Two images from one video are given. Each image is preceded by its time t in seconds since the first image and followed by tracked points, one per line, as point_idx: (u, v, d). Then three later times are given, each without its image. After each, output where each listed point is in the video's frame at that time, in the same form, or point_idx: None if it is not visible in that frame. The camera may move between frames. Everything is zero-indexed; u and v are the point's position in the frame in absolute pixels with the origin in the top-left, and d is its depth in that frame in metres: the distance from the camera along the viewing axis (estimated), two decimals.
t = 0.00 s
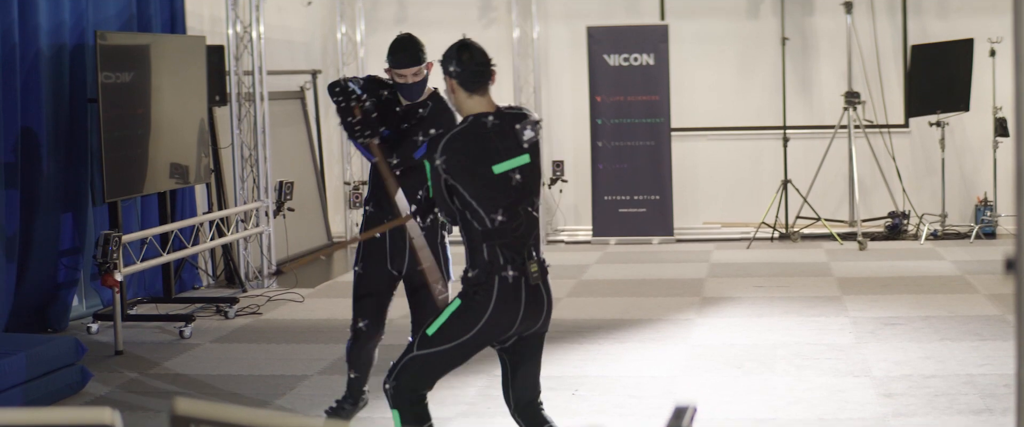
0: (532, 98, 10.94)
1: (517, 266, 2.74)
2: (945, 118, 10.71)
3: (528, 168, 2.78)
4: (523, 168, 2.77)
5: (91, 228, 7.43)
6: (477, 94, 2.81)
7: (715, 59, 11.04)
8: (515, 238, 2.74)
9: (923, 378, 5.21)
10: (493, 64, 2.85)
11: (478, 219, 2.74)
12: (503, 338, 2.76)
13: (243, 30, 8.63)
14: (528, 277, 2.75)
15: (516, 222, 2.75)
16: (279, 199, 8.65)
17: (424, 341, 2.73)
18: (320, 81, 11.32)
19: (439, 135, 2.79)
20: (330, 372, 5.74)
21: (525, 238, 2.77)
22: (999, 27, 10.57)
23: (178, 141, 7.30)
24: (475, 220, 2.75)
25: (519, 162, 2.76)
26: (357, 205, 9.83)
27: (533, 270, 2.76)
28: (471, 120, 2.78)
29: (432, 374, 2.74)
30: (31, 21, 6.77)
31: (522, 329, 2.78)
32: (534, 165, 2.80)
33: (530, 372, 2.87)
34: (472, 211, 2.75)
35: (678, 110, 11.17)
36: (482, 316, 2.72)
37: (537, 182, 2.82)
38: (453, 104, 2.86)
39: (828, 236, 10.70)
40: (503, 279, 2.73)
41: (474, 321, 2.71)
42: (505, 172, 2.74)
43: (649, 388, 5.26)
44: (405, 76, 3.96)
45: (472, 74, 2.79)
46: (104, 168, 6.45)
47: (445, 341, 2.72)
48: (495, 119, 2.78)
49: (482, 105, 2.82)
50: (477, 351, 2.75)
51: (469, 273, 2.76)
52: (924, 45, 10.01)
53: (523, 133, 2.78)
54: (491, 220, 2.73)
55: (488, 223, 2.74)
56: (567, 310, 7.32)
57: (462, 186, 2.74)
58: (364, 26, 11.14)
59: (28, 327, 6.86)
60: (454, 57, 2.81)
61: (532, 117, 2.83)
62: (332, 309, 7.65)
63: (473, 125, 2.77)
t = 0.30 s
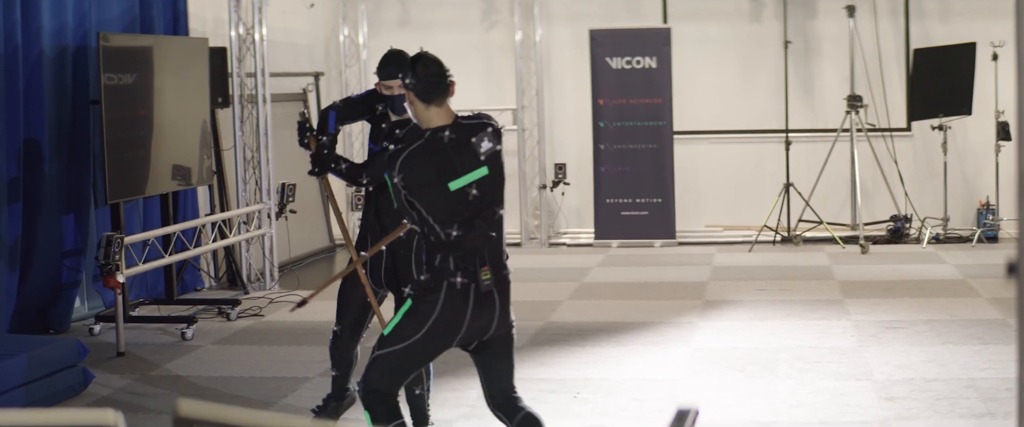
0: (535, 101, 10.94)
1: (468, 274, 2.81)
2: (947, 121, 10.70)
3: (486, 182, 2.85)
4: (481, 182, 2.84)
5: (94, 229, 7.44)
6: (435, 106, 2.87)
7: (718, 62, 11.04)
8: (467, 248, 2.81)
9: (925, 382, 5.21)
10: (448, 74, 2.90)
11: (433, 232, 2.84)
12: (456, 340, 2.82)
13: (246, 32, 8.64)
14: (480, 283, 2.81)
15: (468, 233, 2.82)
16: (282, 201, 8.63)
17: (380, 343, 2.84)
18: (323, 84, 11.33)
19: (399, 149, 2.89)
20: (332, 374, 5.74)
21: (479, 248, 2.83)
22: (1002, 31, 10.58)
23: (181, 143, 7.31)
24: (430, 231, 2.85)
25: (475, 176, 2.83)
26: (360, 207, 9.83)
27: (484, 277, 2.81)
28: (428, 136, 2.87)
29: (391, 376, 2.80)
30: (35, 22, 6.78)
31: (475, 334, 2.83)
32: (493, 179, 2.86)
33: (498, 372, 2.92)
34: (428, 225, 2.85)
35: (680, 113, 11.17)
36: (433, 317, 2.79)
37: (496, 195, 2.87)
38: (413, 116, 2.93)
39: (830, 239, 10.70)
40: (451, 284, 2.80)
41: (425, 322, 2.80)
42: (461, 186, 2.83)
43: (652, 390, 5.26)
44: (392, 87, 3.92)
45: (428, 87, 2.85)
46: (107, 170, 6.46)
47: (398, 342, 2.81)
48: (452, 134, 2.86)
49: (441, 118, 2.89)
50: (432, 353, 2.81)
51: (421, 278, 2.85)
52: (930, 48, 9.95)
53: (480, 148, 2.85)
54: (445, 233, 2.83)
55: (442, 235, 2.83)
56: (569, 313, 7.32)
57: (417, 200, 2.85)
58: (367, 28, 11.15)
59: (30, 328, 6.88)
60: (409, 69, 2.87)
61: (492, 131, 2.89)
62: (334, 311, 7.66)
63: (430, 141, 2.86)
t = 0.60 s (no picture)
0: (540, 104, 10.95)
1: (439, 271, 2.94)
2: (953, 125, 10.69)
3: (454, 184, 2.95)
4: (448, 184, 2.95)
5: (99, 230, 7.46)
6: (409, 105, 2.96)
7: (723, 65, 11.04)
8: (437, 247, 2.94)
9: (930, 386, 5.20)
10: (425, 74, 2.97)
11: (403, 231, 2.97)
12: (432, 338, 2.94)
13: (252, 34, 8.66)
14: (450, 280, 2.95)
15: (436, 232, 2.95)
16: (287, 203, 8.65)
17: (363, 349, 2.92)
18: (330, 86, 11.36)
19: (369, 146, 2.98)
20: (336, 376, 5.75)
21: (447, 246, 2.96)
22: (1007, 35, 10.57)
23: (186, 145, 7.33)
24: (400, 230, 2.97)
25: (443, 179, 2.94)
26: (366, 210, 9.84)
27: (456, 274, 2.95)
28: (398, 137, 2.95)
29: (378, 380, 2.88)
30: (41, 23, 6.81)
31: (448, 328, 2.99)
32: (460, 181, 2.97)
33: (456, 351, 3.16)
34: (398, 223, 2.97)
35: (685, 116, 11.17)
36: (408, 318, 2.90)
37: (463, 195, 2.99)
38: (391, 112, 3.02)
39: (835, 242, 10.69)
40: (424, 282, 2.92)
41: (403, 323, 2.90)
42: (428, 188, 2.93)
43: (656, 393, 5.26)
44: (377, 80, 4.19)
45: (402, 87, 2.93)
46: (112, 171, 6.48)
47: (381, 344, 2.89)
48: (422, 136, 2.94)
49: (415, 118, 2.98)
50: (413, 353, 2.91)
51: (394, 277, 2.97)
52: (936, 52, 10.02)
53: (449, 153, 2.94)
54: (413, 232, 2.95)
55: (410, 234, 2.96)
56: (574, 316, 7.32)
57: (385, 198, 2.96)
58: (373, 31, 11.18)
59: (34, 328, 6.90)
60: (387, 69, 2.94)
61: (462, 135, 2.98)
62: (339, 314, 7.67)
63: (400, 142, 2.94)
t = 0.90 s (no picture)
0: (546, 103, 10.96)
1: (433, 263, 3.23)
2: (959, 125, 10.68)
3: (446, 178, 3.24)
4: (441, 180, 3.24)
5: (105, 229, 7.48)
6: (405, 102, 3.24)
7: (729, 65, 11.04)
8: (429, 239, 3.23)
9: (935, 386, 5.20)
10: (421, 72, 3.24)
11: (397, 223, 3.25)
12: (428, 326, 3.22)
13: (258, 33, 8.68)
14: (443, 270, 3.23)
15: (428, 224, 3.24)
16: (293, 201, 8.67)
17: (364, 341, 3.21)
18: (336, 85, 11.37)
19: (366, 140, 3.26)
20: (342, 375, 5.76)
21: (439, 238, 3.25)
22: (1014, 35, 10.55)
23: (192, 144, 7.34)
24: (395, 221, 3.26)
25: (436, 174, 3.22)
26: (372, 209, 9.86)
27: (449, 265, 3.23)
28: (397, 132, 3.21)
29: (380, 369, 3.19)
30: (48, 22, 6.82)
31: (442, 319, 3.27)
32: (451, 176, 3.25)
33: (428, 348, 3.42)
34: (393, 216, 3.26)
35: (690, 116, 11.17)
36: (406, 308, 3.19)
37: (455, 189, 3.28)
38: (388, 107, 3.29)
39: (841, 242, 10.68)
40: (419, 272, 3.21)
41: (401, 314, 3.18)
42: (423, 183, 3.21)
43: (662, 393, 5.26)
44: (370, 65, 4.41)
45: (399, 84, 3.20)
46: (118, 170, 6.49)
47: (380, 336, 3.18)
48: (419, 133, 3.21)
49: (411, 113, 3.25)
50: (410, 344, 3.20)
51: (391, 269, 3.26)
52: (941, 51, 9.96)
53: (443, 150, 3.22)
54: (406, 224, 3.24)
55: (404, 226, 3.25)
56: (580, 315, 7.33)
57: (382, 190, 3.24)
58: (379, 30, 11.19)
59: (40, 326, 6.94)
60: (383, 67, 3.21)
61: (455, 133, 3.26)
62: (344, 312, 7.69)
63: (399, 137, 3.20)
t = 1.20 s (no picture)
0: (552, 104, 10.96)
1: (439, 264, 3.45)
2: (965, 127, 10.66)
3: (453, 184, 3.50)
4: (448, 187, 3.50)
5: (110, 229, 7.49)
6: (414, 110, 3.48)
7: (734, 67, 11.03)
8: (437, 242, 3.47)
9: (941, 388, 5.20)
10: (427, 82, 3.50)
11: (406, 225, 3.46)
12: (431, 322, 3.46)
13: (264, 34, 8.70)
14: (448, 271, 3.48)
15: (435, 228, 3.48)
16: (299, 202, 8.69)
17: (372, 333, 3.38)
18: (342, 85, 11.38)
19: (379, 141, 3.44)
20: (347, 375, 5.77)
21: (441, 241, 3.50)
22: (1020, 37, 10.54)
23: (198, 144, 7.36)
24: (403, 224, 3.46)
25: (447, 179, 3.48)
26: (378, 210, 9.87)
27: (452, 269, 3.48)
28: (414, 138, 3.43)
29: (387, 360, 3.39)
30: (54, 21, 6.83)
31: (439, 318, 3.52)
32: (456, 182, 3.53)
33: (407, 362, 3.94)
34: (403, 217, 3.46)
35: (696, 117, 11.17)
36: (415, 304, 3.41)
37: (456, 195, 3.55)
38: (396, 116, 3.52)
39: (847, 244, 10.66)
40: (428, 272, 3.43)
41: (410, 310, 3.40)
42: (435, 188, 3.45)
43: (667, 394, 5.27)
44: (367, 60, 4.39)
45: (411, 93, 3.46)
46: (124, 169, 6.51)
47: (390, 333, 3.37)
48: (435, 142, 3.45)
49: (420, 122, 3.49)
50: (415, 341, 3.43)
51: (397, 267, 3.45)
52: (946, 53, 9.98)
53: (454, 158, 3.48)
54: (415, 226, 3.45)
55: (412, 228, 3.46)
56: (585, 316, 7.33)
57: (394, 192, 3.44)
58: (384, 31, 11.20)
59: (45, 326, 6.95)
60: (395, 77, 3.44)
61: (461, 142, 3.54)
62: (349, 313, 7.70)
63: (416, 143, 3.43)
